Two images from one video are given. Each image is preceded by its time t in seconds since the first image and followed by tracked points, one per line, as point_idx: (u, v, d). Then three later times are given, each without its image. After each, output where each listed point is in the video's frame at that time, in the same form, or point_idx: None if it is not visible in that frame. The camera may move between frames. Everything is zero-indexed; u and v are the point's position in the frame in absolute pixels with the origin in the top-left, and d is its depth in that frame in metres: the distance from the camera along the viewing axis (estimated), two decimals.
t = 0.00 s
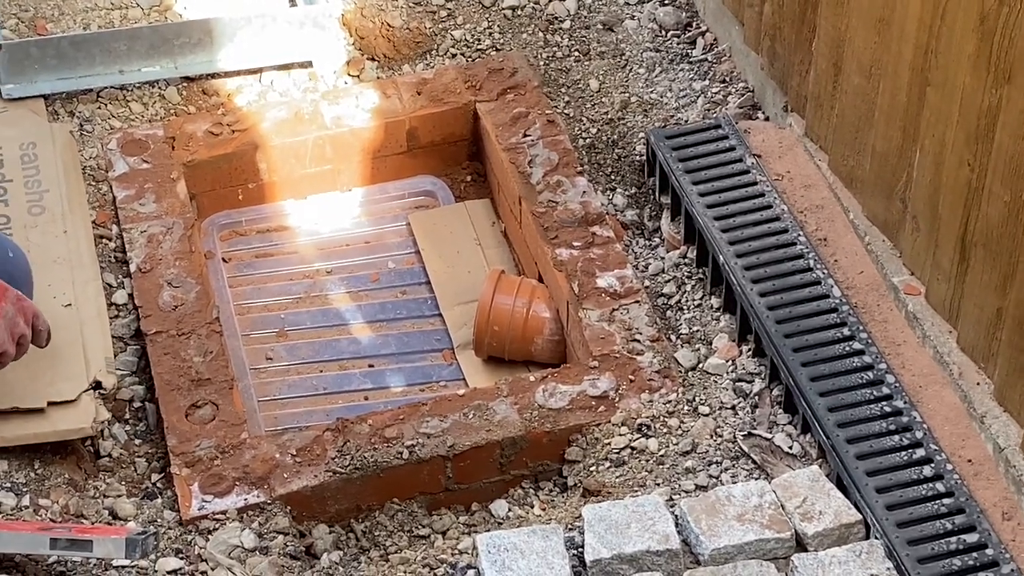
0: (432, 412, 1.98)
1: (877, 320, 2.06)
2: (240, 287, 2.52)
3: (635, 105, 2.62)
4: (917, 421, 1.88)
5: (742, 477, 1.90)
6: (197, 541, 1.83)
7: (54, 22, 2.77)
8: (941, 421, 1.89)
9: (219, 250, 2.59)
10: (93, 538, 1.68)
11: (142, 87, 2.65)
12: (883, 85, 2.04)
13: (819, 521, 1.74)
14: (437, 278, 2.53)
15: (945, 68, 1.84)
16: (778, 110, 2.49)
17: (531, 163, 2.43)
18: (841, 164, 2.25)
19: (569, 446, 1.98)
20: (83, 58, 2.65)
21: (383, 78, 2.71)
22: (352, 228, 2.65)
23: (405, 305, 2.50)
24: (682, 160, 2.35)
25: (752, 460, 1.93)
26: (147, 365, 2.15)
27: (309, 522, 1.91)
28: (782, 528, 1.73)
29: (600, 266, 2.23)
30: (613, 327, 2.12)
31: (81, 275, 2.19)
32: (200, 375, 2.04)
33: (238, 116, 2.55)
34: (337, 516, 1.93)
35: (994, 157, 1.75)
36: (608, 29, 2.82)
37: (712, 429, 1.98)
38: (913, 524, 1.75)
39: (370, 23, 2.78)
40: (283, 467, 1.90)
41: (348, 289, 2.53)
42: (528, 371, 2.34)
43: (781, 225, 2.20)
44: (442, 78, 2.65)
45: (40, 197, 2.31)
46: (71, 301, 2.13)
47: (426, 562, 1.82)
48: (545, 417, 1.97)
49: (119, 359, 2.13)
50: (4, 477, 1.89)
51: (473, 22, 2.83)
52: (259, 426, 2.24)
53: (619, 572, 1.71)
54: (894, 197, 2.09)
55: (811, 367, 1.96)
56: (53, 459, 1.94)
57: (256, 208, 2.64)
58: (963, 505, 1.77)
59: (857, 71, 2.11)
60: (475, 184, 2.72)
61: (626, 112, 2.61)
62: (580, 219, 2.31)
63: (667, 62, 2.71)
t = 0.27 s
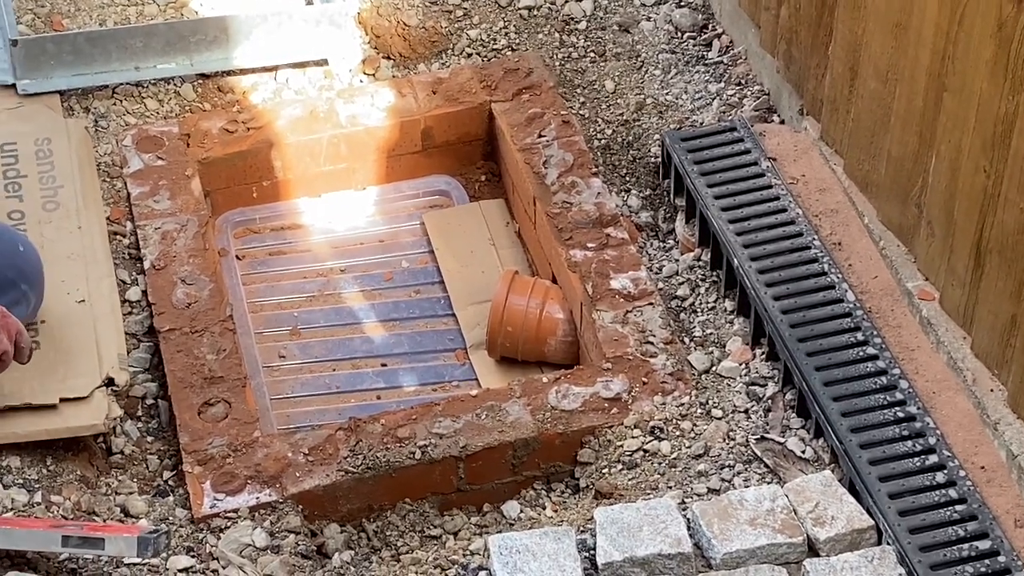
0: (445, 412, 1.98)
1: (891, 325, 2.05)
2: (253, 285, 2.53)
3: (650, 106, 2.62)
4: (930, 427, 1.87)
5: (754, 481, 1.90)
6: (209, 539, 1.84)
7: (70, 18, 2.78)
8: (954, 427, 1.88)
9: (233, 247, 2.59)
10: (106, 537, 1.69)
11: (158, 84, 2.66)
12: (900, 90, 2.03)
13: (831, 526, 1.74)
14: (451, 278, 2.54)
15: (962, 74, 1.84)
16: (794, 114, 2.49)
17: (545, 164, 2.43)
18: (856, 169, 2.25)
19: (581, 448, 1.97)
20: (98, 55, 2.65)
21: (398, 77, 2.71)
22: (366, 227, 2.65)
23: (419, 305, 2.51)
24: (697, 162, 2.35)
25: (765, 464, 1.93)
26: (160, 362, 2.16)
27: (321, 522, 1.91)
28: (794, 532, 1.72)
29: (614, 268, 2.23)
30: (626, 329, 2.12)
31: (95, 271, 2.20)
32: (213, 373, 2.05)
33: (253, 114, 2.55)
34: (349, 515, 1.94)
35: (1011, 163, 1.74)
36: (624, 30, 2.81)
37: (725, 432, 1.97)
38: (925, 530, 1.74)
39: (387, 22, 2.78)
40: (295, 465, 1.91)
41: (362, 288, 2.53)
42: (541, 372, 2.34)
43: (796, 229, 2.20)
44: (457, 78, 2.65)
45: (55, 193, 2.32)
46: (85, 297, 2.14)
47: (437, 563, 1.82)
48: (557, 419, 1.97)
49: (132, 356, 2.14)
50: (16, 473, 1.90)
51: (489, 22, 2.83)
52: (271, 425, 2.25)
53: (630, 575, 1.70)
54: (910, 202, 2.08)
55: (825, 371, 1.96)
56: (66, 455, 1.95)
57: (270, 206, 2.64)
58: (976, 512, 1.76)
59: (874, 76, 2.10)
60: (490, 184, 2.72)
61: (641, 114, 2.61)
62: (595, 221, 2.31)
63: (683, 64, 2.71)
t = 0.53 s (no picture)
0: (464, 411, 1.98)
1: (912, 329, 2.04)
2: (275, 281, 2.54)
3: (673, 107, 2.62)
4: (950, 432, 1.86)
5: (773, 484, 1.89)
6: (228, 534, 1.85)
7: (95, 12, 2.80)
8: (974, 433, 1.87)
9: (254, 243, 2.60)
10: (126, 529, 1.70)
11: (182, 79, 2.67)
12: (924, 94, 2.02)
13: (850, 530, 1.73)
14: (472, 277, 2.54)
15: (987, 79, 1.83)
16: (817, 116, 2.48)
17: (568, 164, 2.43)
18: (879, 173, 2.24)
19: (600, 449, 1.97)
20: (123, 50, 2.67)
21: (421, 75, 2.72)
22: (388, 225, 2.65)
23: (439, 303, 2.51)
24: (719, 164, 2.34)
25: (784, 467, 1.92)
26: (180, 357, 2.17)
27: (339, 519, 1.92)
28: (813, 536, 1.72)
29: (635, 269, 2.23)
30: (647, 330, 2.12)
31: (117, 265, 2.22)
32: (234, 369, 2.06)
33: (277, 110, 2.57)
34: (367, 513, 1.95)
35: None
36: (648, 30, 2.81)
37: (744, 434, 1.97)
38: (944, 536, 1.73)
39: (411, 20, 2.80)
40: (314, 462, 1.92)
41: (383, 285, 2.54)
42: (561, 372, 2.34)
43: (818, 232, 2.19)
44: (480, 77, 2.66)
45: (78, 186, 2.34)
46: (107, 291, 2.16)
47: (455, 561, 1.82)
48: (577, 419, 1.97)
49: (153, 351, 2.16)
50: (37, 466, 1.91)
51: (513, 21, 2.84)
52: (291, 421, 2.26)
53: None
54: (932, 207, 2.07)
55: (845, 375, 1.95)
56: (86, 449, 1.96)
57: (293, 202, 2.66)
58: (995, 518, 1.75)
59: (898, 80, 2.09)
60: (512, 183, 2.72)
61: (664, 114, 2.61)
62: (616, 221, 2.31)
63: (707, 65, 2.70)
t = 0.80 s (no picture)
0: (490, 415, 1.98)
1: (941, 340, 2.02)
2: (303, 281, 2.55)
3: (704, 113, 2.61)
4: (978, 444, 1.85)
5: (799, 493, 1.88)
6: (253, 534, 1.85)
7: (129, 10, 2.83)
8: (1003, 445, 1.86)
9: (284, 243, 2.62)
10: (150, 527, 1.72)
11: (214, 78, 2.69)
12: (957, 104, 2.00)
13: (875, 540, 1.72)
14: (500, 279, 2.54)
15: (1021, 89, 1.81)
16: (849, 124, 2.46)
17: (598, 168, 2.43)
18: (910, 182, 2.22)
19: (625, 454, 1.97)
20: (156, 48, 2.69)
21: (452, 77, 2.73)
22: (417, 227, 2.66)
23: (467, 306, 2.52)
24: (750, 171, 2.33)
25: (810, 476, 1.91)
26: (207, 356, 2.18)
27: (364, 520, 1.93)
28: (838, 545, 1.71)
29: (664, 274, 2.22)
30: (674, 336, 2.11)
31: (147, 262, 2.24)
32: (261, 369, 2.07)
33: (308, 111, 2.58)
34: (392, 514, 1.95)
35: None
36: (681, 35, 2.80)
37: (771, 442, 1.96)
38: (969, 548, 1.72)
39: (443, 22, 2.79)
40: (340, 463, 1.92)
41: (411, 287, 2.55)
42: (587, 377, 2.34)
43: (848, 240, 2.18)
44: (512, 79, 2.66)
45: (109, 184, 2.36)
46: (136, 289, 2.18)
47: (478, 565, 1.82)
48: (603, 424, 1.96)
49: (181, 349, 2.17)
50: (63, 463, 1.93)
51: (545, 24, 2.84)
52: (318, 422, 2.27)
53: None
54: (963, 217, 2.05)
55: (873, 384, 1.93)
56: (113, 446, 1.98)
57: (323, 203, 2.67)
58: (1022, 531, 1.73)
59: (931, 88, 2.08)
60: (542, 187, 2.72)
61: (695, 120, 2.60)
62: (645, 226, 2.31)
63: (739, 71, 2.69)
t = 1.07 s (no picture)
0: (523, 426, 1.98)
1: (980, 359, 1.99)
2: (339, 287, 2.55)
3: (745, 125, 2.59)
4: (1016, 466, 1.82)
5: (833, 511, 1.86)
6: (284, 540, 1.86)
7: (171, 14, 2.86)
8: None
9: (320, 249, 2.62)
10: (182, 534, 1.74)
11: (254, 83, 2.71)
12: (999, 122, 1.98)
13: (909, 561, 1.69)
14: (536, 290, 2.54)
15: None
16: (890, 139, 2.44)
17: (636, 180, 2.42)
18: (952, 200, 2.20)
19: (658, 468, 1.96)
20: (198, 52, 2.72)
21: (492, 85, 2.73)
22: (454, 235, 2.67)
23: (502, 315, 2.51)
24: (789, 185, 2.32)
25: (844, 494, 1.89)
26: (243, 361, 2.20)
27: (394, 529, 1.94)
28: (871, 565, 1.69)
29: (700, 288, 2.21)
30: (710, 350, 2.10)
31: (183, 267, 2.26)
32: (296, 375, 2.08)
33: (347, 117, 2.59)
34: (422, 524, 1.96)
35: None
36: (723, 47, 2.79)
37: (805, 459, 1.94)
38: (1004, 571, 1.69)
39: (484, 30, 2.81)
40: (372, 471, 1.93)
41: (447, 295, 2.55)
42: (622, 390, 2.33)
43: (887, 257, 2.15)
44: (551, 89, 2.66)
45: (148, 187, 2.39)
46: (172, 293, 2.20)
47: None
48: (636, 438, 1.95)
49: (217, 353, 2.18)
50: (97, 466, 1.94)
51: (586, 34, 2.84)
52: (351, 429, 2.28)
53: None
54: (1004, 236, 2.03)
55: (909, 404, 1.91)
56: (146, 450, 2.00)
57: (361, 209, 2.68)
58: None
59: (973, 106, 2.05)
60: (579, 197, 2.72)
61: (735, 132, 2.58)
62: (683, 239, 2.30)
63: (780, 84, 2.68)
